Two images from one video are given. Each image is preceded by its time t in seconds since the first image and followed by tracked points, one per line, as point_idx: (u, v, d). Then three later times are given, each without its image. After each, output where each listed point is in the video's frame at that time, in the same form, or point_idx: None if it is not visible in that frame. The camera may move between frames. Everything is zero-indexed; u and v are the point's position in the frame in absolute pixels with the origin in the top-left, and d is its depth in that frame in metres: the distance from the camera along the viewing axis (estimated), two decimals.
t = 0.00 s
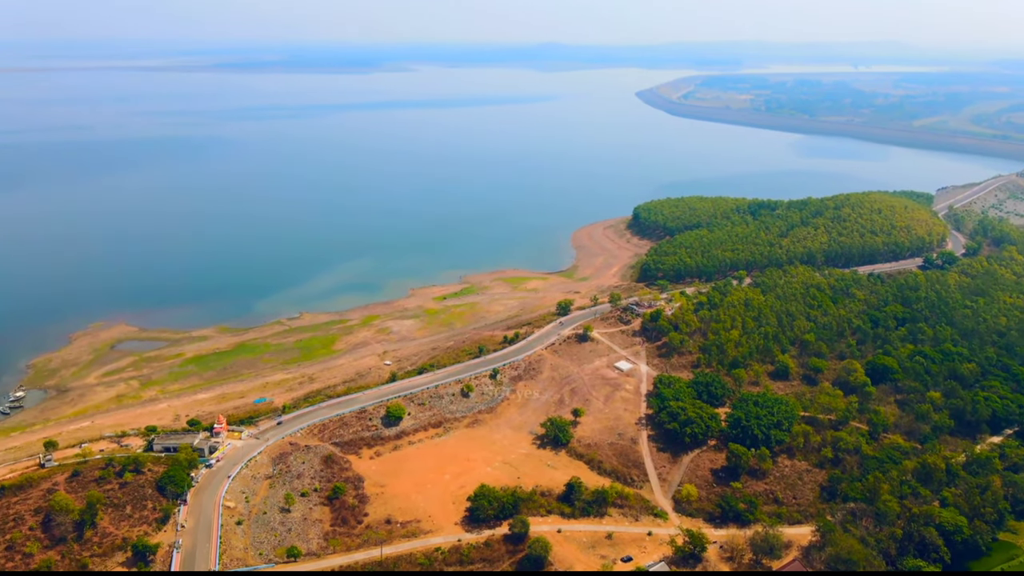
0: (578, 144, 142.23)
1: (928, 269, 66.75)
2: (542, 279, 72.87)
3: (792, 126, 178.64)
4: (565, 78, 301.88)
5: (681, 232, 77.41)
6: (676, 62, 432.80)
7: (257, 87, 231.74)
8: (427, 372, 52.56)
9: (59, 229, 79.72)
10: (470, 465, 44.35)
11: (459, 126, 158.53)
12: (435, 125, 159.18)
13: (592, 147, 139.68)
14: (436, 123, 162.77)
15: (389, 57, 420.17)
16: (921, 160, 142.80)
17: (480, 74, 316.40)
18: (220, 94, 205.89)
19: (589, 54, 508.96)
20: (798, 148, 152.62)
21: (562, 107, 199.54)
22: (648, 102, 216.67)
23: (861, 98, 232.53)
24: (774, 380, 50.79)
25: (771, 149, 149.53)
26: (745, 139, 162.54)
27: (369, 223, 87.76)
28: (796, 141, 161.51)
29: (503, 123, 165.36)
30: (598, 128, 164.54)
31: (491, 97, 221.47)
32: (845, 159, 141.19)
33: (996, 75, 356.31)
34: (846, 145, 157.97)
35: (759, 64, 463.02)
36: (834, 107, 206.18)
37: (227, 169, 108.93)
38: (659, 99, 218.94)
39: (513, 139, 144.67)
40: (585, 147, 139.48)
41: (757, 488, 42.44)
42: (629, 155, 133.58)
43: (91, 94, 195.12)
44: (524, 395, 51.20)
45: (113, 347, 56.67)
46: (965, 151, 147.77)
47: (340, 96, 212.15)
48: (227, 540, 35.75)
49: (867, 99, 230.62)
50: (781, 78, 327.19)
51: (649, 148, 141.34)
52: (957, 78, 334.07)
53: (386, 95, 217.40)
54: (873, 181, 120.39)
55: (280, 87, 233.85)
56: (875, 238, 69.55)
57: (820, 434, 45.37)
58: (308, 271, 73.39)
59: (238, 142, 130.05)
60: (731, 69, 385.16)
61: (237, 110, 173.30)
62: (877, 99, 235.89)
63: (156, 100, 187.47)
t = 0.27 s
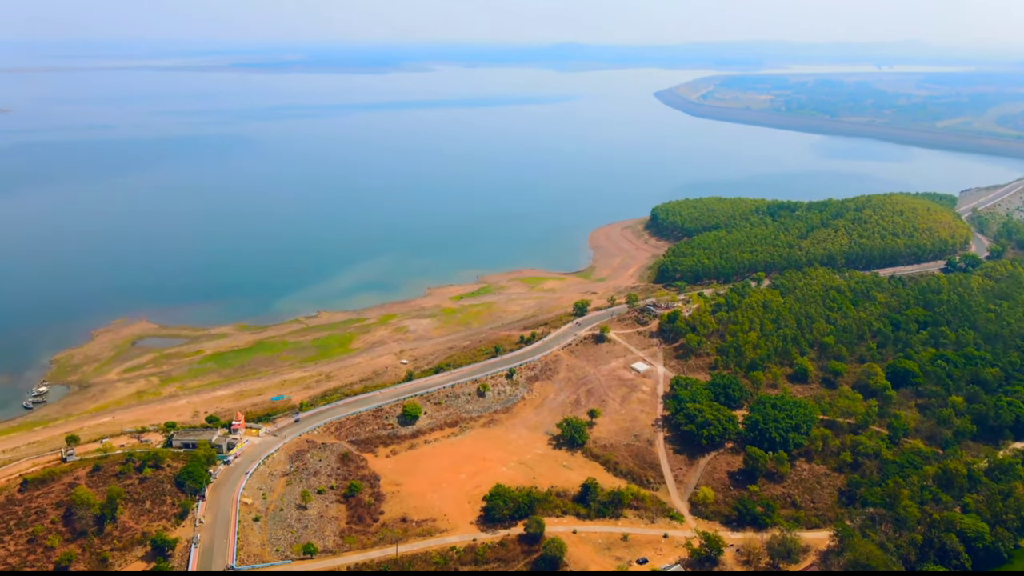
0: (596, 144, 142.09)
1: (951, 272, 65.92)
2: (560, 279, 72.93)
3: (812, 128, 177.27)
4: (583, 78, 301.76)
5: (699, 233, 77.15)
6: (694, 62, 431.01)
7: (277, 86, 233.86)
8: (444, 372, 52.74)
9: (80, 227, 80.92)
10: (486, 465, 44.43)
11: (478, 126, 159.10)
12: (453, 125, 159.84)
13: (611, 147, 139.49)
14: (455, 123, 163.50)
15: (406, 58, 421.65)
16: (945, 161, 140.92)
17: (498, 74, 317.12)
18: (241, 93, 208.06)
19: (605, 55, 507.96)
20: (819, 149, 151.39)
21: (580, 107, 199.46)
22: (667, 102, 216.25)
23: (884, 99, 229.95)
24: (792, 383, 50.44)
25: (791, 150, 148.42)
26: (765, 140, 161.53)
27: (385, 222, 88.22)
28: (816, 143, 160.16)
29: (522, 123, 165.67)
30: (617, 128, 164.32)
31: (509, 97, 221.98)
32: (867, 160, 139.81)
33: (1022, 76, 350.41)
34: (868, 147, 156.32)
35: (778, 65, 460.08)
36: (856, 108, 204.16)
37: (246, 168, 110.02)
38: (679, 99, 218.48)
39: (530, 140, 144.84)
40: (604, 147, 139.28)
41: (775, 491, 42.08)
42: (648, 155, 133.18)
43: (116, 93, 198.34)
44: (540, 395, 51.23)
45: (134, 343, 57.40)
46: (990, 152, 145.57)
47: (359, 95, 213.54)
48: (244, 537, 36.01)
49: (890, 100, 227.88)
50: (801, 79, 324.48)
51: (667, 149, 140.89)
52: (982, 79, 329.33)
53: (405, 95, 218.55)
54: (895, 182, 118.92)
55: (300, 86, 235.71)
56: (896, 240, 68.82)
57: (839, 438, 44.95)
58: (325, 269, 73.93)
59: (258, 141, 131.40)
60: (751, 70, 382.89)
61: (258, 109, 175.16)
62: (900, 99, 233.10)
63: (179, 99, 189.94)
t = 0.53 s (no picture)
0: (612, 144, 141.99)
1: (971, 274, 65.22)
2: (574, 279, 72.95)
3: (830, 128, 176.13)
4: (599, 78, 301.52)
5: (715, 234, 76.90)
6: (710, 62, 429.57)
7: (294, 86, 235.56)
8: (458, 371, 52.86)
9: (98, 225, 81.90)
10: (500, 465, 44.46)
11: (493, 126, 159.48)
12: (469, 124, 160.36)
13: (627, 147, 139.31)
14: (470, 122, 164.02)
15: (420, 58, 422.85)
16: (966, 163, 139.44)
17: (513, 74, 317.56)
18: (259, 93, 209.76)
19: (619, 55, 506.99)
20: (837, 150, 150.35)
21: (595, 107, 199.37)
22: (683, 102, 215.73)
23: (904, 99, 227.84)
24: (809, 386, 50.11)
25: (808, 151, 147.52)
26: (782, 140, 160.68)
27: (399, 222, 88.58)
28: (834, 143, 159.07)
29: (538, 122, 165.82)
30: (632, 128, 164.07)
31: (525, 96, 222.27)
32: (886, 161, 138.68)
33: None
34: (887, 147, 154.98)
35: (794, 65, 457.57)
36: (875, 109, 202.49)
37: (262, 167, 110.92)
38: (695, 99, 217.93)
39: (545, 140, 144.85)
40: (620, 147, 139.08)
41: (790, 495, 41.76)
42: (664, 156, 132.86)
43: (135, 93, 200.94)
44: (554, 396, 51.22)
45: (151, 341, 57.99)
46: (1012, 154, 143.83)
47: (375, 95, 214.59)
48: (259, 533, 36.22)
49: (910, 100, 225.70)
50: (819, 79, 322.33)
51: (684, 150, 140.51)
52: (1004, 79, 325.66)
53: (421, 94, 219.40)
54: (915, 184, 117.86)
55: (317, 86, 237.24)
56: (915, 242, 68.20)
57: (856, 442, 44.55)
58: (340, 268, 74.35)
59: (274, 140, 132.39)
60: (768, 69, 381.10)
61: (275, 109, 176.51)
62: (920, 100, 230.93)
63: (197, 98, 191.87)
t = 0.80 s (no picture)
0: (633, 145, 141.64)
1: (999, 278, 64.14)
2: (594, 280, 72.92)
3: (854, 129, 174.32)
4: (619, 78, 300.94)
5: (736, 236, 76.45)
6: (731, 62, 426.85)
7: (315, 86, 237.48)
8: (476, 371, 53.00)
9: (121, 222, 83.25)
10: (517, 465, 44.50)
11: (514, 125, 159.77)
12: (489, 124, 160.79)
13: (648, 148, 138.96)
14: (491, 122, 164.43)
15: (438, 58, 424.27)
16: (994, 165, 137.14)
17: (532, 74, 317.71)
18: (281, 92, 211.83)
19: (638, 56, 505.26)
20: (861, 151, 148.72)
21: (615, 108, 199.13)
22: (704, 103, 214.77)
23: (932, 100, 224.65)
24: (830, 389, 49.67)
25: (831, 152, 146.10)
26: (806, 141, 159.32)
27: (416, 221, 89.00)
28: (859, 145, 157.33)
29: (558, 122, 165.87)
30: (653, 128, 163.49)
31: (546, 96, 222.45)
32: (911, 162, 136.90)
33: None
34: (913, 149, 152.94)
35: (816, 65, 453.37)
36: (900, 109, 199.90)
37: (282, 166, 111.98)
38: (717, 99, 217.03)
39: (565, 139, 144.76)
40: (641, 148, 138.64)
41: (811, 499, 41.36)
42: (685, 156, 132.24)
43: (159, 92, 203.76)
44: (572, 396, 51.20)
45: (174, 337, 58.78)
46: None
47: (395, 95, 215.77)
48: (278, 529, 36.50)
49: (937, 101, 222.47)
50: (843, 79, 318.90)
51: (705, 150, 139.88)
52: None
53: (441, 94, 220.25)
54: (940, 186, 116.27)
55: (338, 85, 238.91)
56: (941, 245, 67.28)
57: (878, 446, 44.01)
58: (358, 267, 74.85)
59: (295, 140, 133.63)
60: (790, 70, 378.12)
61: (297, 108, 178.12)
62: (948, 101, 227.67)
63: (221, 98, 194.27)
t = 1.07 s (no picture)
0: (649, 144, 141.43)
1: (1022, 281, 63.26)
2: (610, 280, 72.85)
3: (873, 130, 173.00)
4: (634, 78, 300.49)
5: (753, 237, 76.07)
6: (748, 62, 424.71)
7: (332, 85, 239.05)
8: (490, 371, 53.09)
9: (139, 220, 84.28)
10: (531, 465, 44.52)
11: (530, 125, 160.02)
12: (505, 124, 161.20)
13: (664, 148, 138.69)
14: (507, 122, 164.78)
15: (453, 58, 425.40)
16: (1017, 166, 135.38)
17: (548, 74, 317.89)
18: (298, 92, 213.29)
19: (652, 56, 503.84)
20: (880, 152, 147.49)
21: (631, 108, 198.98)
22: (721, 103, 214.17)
23: (954, 100, 222.36)
24: (847, 393, 49.32)
25: (850, 153, 144.99)
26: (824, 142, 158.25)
27: (430, 220, 89.26)
28: (878, 145, 156.05)
29: (574, 122, 165.95)
30: (670, 128, 163.07)
31: (562, 96, 222.78)
32: (932, 164, 135.55)
33: None
34: (934, 149, 151.46)
35: (834, 66, 450.29)
36: (921, 110, 198.05)
37: (298, 165, 112.78)
38: (734, 99, 216.54)
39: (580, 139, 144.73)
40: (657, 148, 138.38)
41: (827, 503, 41.01)
42: (701, 156, 131.82)
43: (179, 91, 206.18)
44: (586, 397, 51.14)
45: (191, 334, 59.36)
46: None
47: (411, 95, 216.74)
48: (293, 526, 36.73)
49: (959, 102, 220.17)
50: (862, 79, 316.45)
51: (722, 150, 139.37)
52: None
53: (457, 94, 220.90)
54: (962, 187, 115.00)
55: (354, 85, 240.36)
56: (962, 248, 66.52)
57: (896, 450, 43.59)
58: (373, 266, 75.19)
59: (312, 139, 134.58)
60: (808, 70, 375.78)
61: (314, 107, 179.40)
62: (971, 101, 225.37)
63: (239, 97, 196.20)
